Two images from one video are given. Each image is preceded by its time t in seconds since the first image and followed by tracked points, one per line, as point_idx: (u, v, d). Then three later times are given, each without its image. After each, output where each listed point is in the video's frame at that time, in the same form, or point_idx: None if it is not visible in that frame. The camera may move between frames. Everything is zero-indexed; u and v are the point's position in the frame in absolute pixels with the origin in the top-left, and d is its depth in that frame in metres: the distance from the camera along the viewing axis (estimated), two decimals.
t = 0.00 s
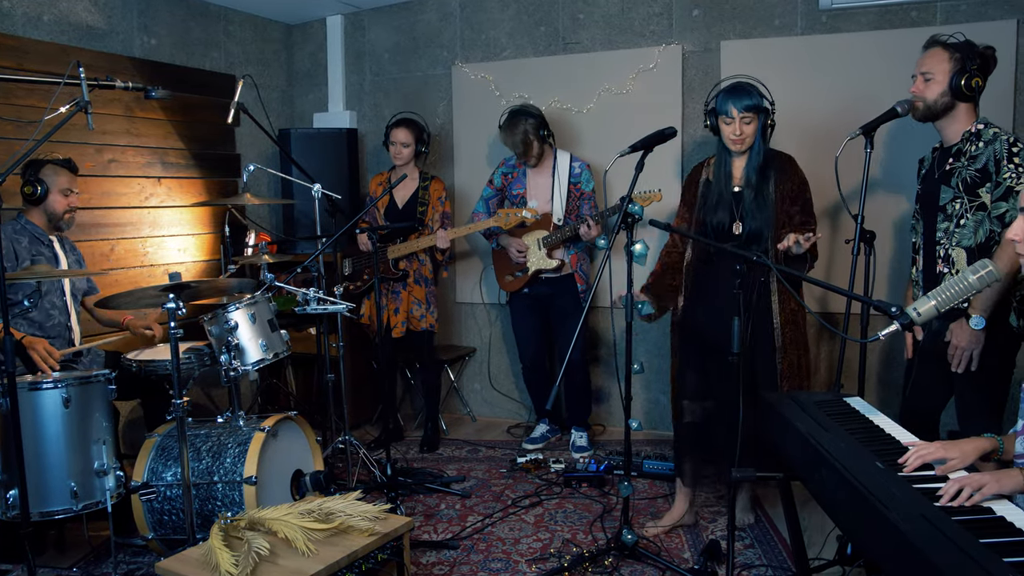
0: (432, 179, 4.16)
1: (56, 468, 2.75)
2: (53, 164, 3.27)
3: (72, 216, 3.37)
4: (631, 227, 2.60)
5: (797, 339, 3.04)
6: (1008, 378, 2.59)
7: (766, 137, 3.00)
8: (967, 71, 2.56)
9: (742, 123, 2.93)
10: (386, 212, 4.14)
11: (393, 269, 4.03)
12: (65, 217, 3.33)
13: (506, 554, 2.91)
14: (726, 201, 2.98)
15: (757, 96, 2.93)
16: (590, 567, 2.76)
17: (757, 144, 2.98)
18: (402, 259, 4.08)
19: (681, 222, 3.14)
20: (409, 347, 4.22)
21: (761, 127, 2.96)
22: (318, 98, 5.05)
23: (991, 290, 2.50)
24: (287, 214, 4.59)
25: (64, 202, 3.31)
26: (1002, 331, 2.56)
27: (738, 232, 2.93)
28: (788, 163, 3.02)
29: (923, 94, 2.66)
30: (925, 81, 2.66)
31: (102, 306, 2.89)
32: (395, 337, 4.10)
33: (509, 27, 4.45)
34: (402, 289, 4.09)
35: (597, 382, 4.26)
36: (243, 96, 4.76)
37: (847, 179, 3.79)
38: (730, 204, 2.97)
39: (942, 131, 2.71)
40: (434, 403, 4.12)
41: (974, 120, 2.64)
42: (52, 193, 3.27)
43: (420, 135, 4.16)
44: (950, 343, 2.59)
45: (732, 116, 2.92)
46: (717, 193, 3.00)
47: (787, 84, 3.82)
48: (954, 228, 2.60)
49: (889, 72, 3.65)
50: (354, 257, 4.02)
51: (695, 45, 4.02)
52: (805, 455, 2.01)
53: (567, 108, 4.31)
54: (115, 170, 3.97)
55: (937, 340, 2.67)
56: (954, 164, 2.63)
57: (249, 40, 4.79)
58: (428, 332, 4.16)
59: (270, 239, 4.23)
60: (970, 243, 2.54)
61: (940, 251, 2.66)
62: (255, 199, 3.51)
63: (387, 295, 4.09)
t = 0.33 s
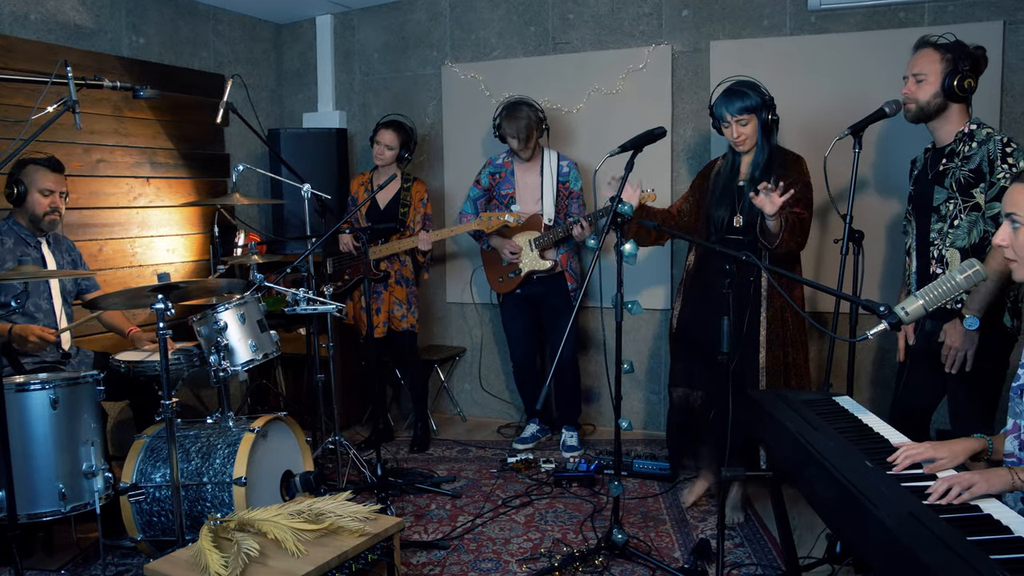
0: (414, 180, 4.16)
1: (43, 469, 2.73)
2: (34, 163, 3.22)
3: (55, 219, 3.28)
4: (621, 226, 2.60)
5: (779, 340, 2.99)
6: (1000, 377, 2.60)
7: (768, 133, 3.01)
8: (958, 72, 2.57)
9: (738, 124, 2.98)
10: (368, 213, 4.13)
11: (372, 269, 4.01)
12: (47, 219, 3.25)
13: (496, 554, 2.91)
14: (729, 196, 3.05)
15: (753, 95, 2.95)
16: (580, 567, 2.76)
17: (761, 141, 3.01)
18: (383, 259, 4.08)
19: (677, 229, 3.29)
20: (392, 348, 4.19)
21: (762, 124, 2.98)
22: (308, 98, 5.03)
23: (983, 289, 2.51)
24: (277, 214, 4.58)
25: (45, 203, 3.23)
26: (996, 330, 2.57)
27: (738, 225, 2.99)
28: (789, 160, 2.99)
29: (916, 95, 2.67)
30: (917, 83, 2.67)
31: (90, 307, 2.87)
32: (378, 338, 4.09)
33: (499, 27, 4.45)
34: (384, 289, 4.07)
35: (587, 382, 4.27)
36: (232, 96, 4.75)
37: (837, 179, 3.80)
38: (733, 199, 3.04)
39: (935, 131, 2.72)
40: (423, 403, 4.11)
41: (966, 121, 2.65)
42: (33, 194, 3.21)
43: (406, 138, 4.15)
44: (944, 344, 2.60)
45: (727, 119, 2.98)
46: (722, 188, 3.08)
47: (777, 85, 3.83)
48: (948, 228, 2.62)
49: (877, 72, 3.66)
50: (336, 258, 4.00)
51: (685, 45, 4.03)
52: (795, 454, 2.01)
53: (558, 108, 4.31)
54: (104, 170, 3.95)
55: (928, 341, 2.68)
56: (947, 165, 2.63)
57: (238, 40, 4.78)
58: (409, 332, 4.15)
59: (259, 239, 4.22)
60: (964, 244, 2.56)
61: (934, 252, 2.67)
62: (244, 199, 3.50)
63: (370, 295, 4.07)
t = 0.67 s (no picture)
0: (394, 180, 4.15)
1: (32, 471, 2.72)
2: (33, 172, 3.16)
3: (46, 229, 3.24)
4: (612, 226, 2.60)
5: (762, 339, 3.00)
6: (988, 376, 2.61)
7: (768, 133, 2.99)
8: (948, 72, 2.58)
9: (736, 123, 3.00)
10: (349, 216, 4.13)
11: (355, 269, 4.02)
12: (37, 229, 3.21)
13: (487, 554, 2.91)
14: (725, 193, 3.10)
15: (754, 94, 2.95)
16: (571, 566, 2.75)
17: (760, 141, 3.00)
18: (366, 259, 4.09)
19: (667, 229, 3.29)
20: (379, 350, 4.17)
21: (761, 125, 2.97)
22: (298, 97, 5.02)
23: (974, 288, 2.52)
24: (266, 214, 4.57)
25: (39, 214, 3.19)
26: (984, 329, 2.59)
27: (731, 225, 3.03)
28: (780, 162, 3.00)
29: (906, 95, 2.69)
30: (907, 82, 2.68)
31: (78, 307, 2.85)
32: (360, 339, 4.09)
33: (488, 27, 4.45)
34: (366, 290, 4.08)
35: (577, 382, 4.27)
36: (221, 96, 4.74)
37: (826, 179, 3.81)
38: (727, 197, 3.08)
39: (925, 131, 2.73)
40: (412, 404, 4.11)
41: (956, 120, 2.66)
42: (28, 202, 3.18)
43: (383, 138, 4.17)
44: (935, 342, 2.63)
45: (726, 116, 3.01)
46: (720, 184, 3.12)
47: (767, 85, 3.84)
48: (939, 228, 2.63)
49: (867, 72, 3.68)
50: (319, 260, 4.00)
51: (674, 45, 4.03)
52: (784, 452, 2.02)
53: (548, 108, 4.31)
54: (92, 170, 3.93)
55: (917, 340, 2.70)
56: (938, 164, 2.64)
57: (227, 39, 4.77)
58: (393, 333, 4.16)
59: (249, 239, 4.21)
60: (955, 243, 2.58)
61: (924, 251, 2.68)
62: (234, 199, 3.48)
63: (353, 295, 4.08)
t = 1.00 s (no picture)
0: (381, 180, 4.13)
1: (19, 473, 2.70)
2: (44, 190, 3.16)
3: (46, 246, 3.25)
4: (601, 226, 2.60)
5: (748, 338, 3.01)
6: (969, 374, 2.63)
7: (748, 139, 3.04)
8: (936, 72, 2.60)
9: (720, 127, 3.02)
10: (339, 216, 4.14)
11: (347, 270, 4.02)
12: (39, 245, 3.22)
13: (476, 554, 2.91)
14: (710, 194, 3.07)
15: (738, 98, 2.99)
16: (561, 566, 2.75)
17: (742, 145, 3.04)
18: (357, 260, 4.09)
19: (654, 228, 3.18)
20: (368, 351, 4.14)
21: (745, 128, 3.01)
22: (286, 97, 5.01)
23: (956, 288, 2.53)
24: (255, 214, 4.56)
25: (42, 231, 3.19)
26: (967, 327, 2.61)
27: (717, 226, 3.00)
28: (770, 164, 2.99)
29: (894, 95, 2.70)
30: (895, 83, 2.69)
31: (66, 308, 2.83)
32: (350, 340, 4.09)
33: (477, 27, 4.45)
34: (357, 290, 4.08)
35: (567, 381, 4.28)
36: (209, 95, 4.72)
37: (814, 179, 3.83)
38: (712, 197, 3.06)
39: (912, 131, 2.74)
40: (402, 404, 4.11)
41: (943, 120, 2.67)
42: (33, 218, 3.17)
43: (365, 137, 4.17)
44: (918, 341, 2.64)
45: (711, 121, 3.02)
46: (705, 186, 3.10)
47: (755, 86, 3.86)
48: (925, 226, 2.64)
49: (855, 72, 3.70)
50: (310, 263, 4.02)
51: (663, 45, 4.04)
52: (773, 451, 2.03)
53: (536, 108, 4.32)
54: (79, 170, 3.91)
55: (901, 338, 2.71)
56: (925, 164, 2.66)
57: (215, 39, 4.75)
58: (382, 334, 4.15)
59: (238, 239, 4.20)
60: (940, 241, 2.60)
61: (908, 249, 2.70)
62: (223, 199, 3.47)
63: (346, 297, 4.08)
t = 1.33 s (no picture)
0: (380, 176, 4.13)
1: (8, 475, 2.68)
2: (40, 186, 3.17)
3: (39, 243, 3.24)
4: (591, 226, 2.60)
5: (730, 339, 3.01)
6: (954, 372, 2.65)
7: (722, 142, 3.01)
8: (921, 72, 2.60)
9: (693, 130, 3.01)
10: (337, 213, 4.13)
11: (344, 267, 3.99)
12: (32, 242, 3.20)
13: (468, 554, 2.91)
14: (685, 196, 3.06)
15: (709, 100, 2.97)
16: (552, 566, 2.75)
17: (716, 147, 3.02)
18: (354, 258, 4.06)
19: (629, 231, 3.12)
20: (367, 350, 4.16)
21: (718, 130, 2.99)
22: (276, 97, 5.00)
23: (939, 287, 2.54)
24: (245, 214, 4.55)
25: (36, 228, 3.19)
26: (951, 325, 2.62)
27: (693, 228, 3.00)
28: (752, 166, 3.00)
29: (882, 98, 2.71)
30: (882, 85, 2.71)
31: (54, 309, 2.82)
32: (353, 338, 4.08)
33: (468, 27, 4.45)
34: (357, 288, 4.06)
35: (558, 381, 4.29)
36: (199, 95, 4.71)
37: (804, 178, 3.85)
38: (688, 199, 3.04)
39: (900, 130, 2.75)
40: (395, 404, 4.10)
41: (930, 120, 2.69)
42: (26, 215, 3.15)
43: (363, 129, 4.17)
44: (903, 340, 2.65)
45: (683, 124, 3.01)
46: (679, 190, 3.09)
47: (745, 86, 3.87)
48: (910, 224, 2.66)
49: (844, 72, 3.71)
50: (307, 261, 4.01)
51: (653, 45, 4.05)
52: (763, 450, 2.03)
53: (527, 108, 4.32)
54: (68, 170, 3.89)
55: (886, 336, 2.73)
56: (912, 163, 2.67)
57: (205, 38, 4.74)
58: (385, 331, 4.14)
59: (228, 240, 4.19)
60: (924, 240, 2.61)
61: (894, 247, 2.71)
62: (213, 199, 3.45)
63: (345, 295, 4.06)
